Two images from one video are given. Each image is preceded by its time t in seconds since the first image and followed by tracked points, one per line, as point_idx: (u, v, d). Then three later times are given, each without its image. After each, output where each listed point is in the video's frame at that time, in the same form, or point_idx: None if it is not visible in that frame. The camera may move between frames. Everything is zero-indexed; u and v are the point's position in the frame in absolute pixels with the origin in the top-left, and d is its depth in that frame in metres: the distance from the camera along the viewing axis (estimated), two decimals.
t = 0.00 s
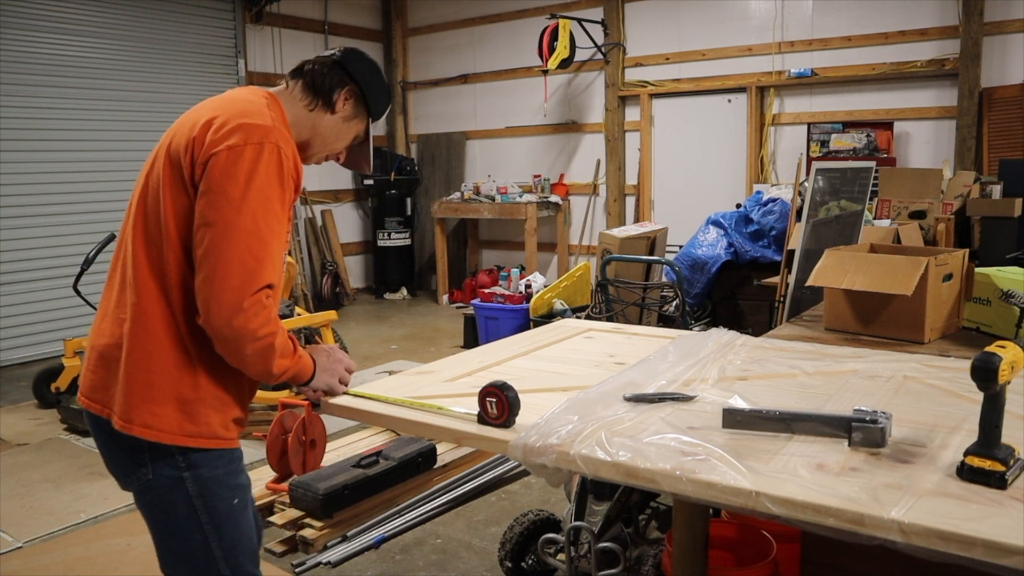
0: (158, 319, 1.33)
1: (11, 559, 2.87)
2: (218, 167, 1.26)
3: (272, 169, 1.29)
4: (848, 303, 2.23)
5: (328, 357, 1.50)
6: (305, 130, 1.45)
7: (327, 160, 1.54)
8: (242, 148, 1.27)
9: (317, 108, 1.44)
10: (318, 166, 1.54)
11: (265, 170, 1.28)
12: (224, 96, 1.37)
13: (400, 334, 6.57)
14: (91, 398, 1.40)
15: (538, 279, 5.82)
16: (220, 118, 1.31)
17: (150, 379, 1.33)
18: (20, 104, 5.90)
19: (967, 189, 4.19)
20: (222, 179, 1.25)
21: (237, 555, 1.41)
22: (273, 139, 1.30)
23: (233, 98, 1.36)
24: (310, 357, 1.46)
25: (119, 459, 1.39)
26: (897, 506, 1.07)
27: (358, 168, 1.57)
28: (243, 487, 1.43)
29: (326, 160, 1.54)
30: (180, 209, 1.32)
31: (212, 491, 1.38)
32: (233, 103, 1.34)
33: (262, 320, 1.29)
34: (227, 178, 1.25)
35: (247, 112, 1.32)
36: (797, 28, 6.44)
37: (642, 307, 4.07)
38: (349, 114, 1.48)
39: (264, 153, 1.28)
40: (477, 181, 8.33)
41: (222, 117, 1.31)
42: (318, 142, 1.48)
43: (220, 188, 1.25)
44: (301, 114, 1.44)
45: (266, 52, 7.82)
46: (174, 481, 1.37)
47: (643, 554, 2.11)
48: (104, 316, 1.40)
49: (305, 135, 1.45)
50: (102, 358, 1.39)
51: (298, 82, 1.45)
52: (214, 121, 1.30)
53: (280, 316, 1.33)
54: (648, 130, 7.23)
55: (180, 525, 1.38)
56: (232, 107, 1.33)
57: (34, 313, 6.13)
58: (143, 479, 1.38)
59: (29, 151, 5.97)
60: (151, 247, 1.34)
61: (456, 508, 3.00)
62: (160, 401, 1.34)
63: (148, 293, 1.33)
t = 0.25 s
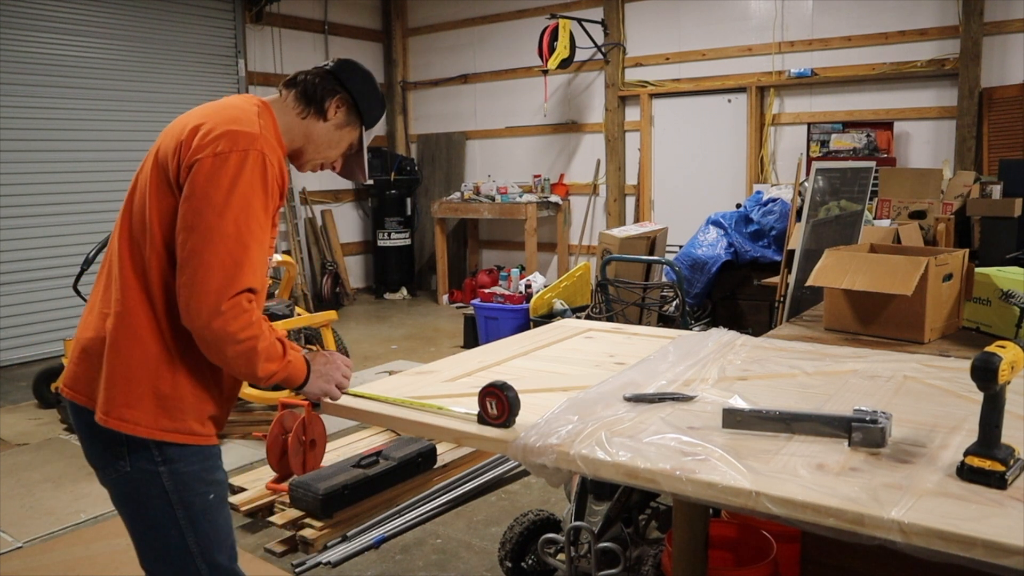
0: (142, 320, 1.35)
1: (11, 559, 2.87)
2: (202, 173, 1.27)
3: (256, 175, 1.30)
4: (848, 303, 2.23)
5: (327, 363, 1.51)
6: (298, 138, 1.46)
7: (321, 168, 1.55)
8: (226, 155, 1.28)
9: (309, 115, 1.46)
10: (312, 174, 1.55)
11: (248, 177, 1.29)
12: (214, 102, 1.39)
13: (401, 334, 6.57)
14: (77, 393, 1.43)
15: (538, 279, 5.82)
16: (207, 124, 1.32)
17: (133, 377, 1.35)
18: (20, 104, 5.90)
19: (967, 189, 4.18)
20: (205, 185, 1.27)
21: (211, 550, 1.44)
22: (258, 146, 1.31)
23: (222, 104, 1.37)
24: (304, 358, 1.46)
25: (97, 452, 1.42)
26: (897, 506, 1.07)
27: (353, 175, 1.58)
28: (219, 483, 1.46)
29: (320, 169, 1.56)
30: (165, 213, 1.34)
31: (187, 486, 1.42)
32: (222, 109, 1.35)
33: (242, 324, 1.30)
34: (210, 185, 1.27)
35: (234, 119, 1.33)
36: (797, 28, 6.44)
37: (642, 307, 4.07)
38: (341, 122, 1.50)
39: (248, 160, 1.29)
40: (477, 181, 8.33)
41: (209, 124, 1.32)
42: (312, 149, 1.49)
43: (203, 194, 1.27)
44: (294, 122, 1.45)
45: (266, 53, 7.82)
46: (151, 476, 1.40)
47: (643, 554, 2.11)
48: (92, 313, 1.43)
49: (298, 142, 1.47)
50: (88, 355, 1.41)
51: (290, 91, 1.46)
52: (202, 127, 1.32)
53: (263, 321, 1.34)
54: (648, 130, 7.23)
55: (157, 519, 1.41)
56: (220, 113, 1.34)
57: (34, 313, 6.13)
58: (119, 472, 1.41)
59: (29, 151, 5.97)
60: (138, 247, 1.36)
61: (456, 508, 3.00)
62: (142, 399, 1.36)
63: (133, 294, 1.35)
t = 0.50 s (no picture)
0: (136, 325, 1.36)
1: (11, 559, 2.87)
2: (201, 183, 1.28)
3: (254, 185, 1.31)
4: (848, 303, 2.23)
5: (334, 368, 1.53)
6: (291, 143, 1.47)
7: (316, 174, 1.55)
8: (223, 166, 1.29)
9: (303, 121, 1.46)
10: (307, 180, 1.55)
11: (247, 188, 1.30)
12: (210, 109, 1.39)
13: (401, 334, 6.57)
14: (68, 394, 1.43)
15: (538, 279, 5.81)
16: (202, 132, 1.32)
17: (127, 382, 1.36)
18: (20, 104, 5.90)
19: (967, 189, 4.18)
20: (206, 196, 1.28)
21: (197, 547, 1.45)
22: (256, 157, 1.32)
23: (217, 111, 1.37)
24: (311, 362, 1.48)
25: (85, 447, 1.42)
26: (897, 506, 1.07)
27: (348, 181, 1.58)
28: (206, 480, 1.48)
29: (316, 175, 1.56)
30: (158, 220, 1.34)
31: (174, 484, 1.42)
32: (217, 117, 1.35)
33: (244, 331, 1.31)
34: (210, 195, 1.28)
35: (231, 128, 1.33)
36: (797, 28, 6.44)
37: (642, 307, 4.07)
38: (335, 127, 1.49)
39: (246, 171, 1.30)
40: (477, 181, 8.33)
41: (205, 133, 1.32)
42: (306, 155, 1.49)
43: (204, 205, 1.28)
44: (287, 128, 1.46)
45: (266, 53, 7.82)
46: (138, 472, 1.40)
47: (643, 554, 2.11)
48: (82, 316, 1.42)
49: (291, 148, 1.47)
50: (79, 357, 1.41)
51: (284, 98, 1.47)
52: (197, 135, 1.32)
53: (264, 328, 1.36)
54: (648, 130, 7.23)
55: (143, 516, 1.42)
56: (216, 121, 1.34)
57: (34, 313, 6.13)
58: (106, 469, 1.41)
59: (29, 151, 5.97)
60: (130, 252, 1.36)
61: (456, 507, 3.00)
62: (136, 403, 1.37)
63: (127, 299, 1.36)
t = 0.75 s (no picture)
0: (139, 327, 1.36)
1: (11, 559, 2.87)
2: (207, 189, 1.29)
3: (260, 192, 1.31)
4: (848, 303, 2.23)
5: (339, 368, 1.55)
6: (291, 146, 1.47)
7: (316, 177, 1.55)
8: (230, 172, 1.30)
9: (303, 125, 1.46)
10: (307, 183, 1.55)
11: (253, 194, 1.30)
12: (212, 113, 1.39)
13: (400, 334, 6.57)
14: (69, 395, 1.43)
15: (538, 279, 5.81)
16: (207, 138, 1.32)
17: (131, 384, 1.36)
18: (20, 104, 5.90)
19: (967, 189, 4.18)
20: (213, 202, 1.29)
21: (200, 545, 1.45)
22: (261, 164, 1.33)
23: (220, 115, 1.37)
24: (316, 365, 1.51)
25: (86, 448, 1.42)
26: (897, 506, 1.07)
27: (347, 184, 1.58)
28: (207, 479, 1.48)
29: (315, 178, 1.56)
30: (162, 224, 1.34)
31: (176, 482, 1.42)
32: (221, 122, 1.36)
33: (254, 336, 1.33)
34: (218, 201, 1.29)
35: (236, 134, 1.34)
36: (797, 28, 6.44)
37: (643, 307, 4.07)
38: (335, 131, 1.49)
39: (252, 178, 1.31)
40: (477, 181, 8.33)
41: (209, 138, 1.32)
42: (306, 158, 1.49)
43: (211, 211, 1.29)
44: (287, 131, 1.46)
45: (266, 53, 7.82)
46: (140, 471, 1.40)
47: (643, 554, 2.11)
48: (82, 316, 1.42)
49: (291, 151, 1.47)
50: (80, 358, 1.41)
51: (284, 102, 1.47)
52: (202, 140, 1.32)
53: (272, 333, 1.37)
54: (648, 130, 7.23)
55: (145, 516, 1.42)
56: (219, 126, 1.35)
57: (34, 313, 6.13)
58: (108, 467, 1.41)
59: (29, 151, 5.97)
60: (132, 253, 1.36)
61: (457, 507, 3.00)
62: (139, 405, 1.37)
63: (131, 302, 1.36)
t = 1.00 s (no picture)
0: (145, 327, 1.36)
1: (10, 559, 2.87)
2: (214, 190, 1.29)
3: (267, 192, 1.32)
4: (848, 303, 2.23)
5: (343, 365, 1.59)
6: (292, 146, 1.46)
7: (316, 177, 1.55)
8: (237, 172, 1.30)
9: (305, 124, 1.46)
10: (307, 183, 1.55)
11: (261, 195, 1.31)
12: (216, 112, 1.39)
13: (400, 334, 6.57)
14: (72, 394, 1.43)
15: (538, 279, 5.81)
16: (212, 138, 1.33)
17: (137, 384, 1.36)
18: (20, 104, 5.90)
19: (967, 189, 4.18)
20: (221, 202, 1.29)
21: (204, 544, 1.46)
22: (267, 163, 1.33)
23: (224, 115, 1.37)
24: (321, 367, 1.54)
25: (91, 448, 1.42)
26: (897, 506, 1.07)
27: (348, 185, 1.58)
28: (212, 478, 1.48)
29: (315, 178, 1.56)
30: (168, 223, 1.34)
31: (181, 481, 1.43)
32: (225, 122, 1.35)
33: (262, 337, 1.33)
34: (225, 202, 1.29)
35: (242, 134, 1.34)
36: (797, 28, 6.44)
37: (643, 307, 4.07)
38: (336, 131, 1.49)
39: (259, 178, 1.31)
40: (477, 181, 8.33)
41: (215, 138, 1.32)
42: (306, 158, 1.49)
43: (219, 212, 1.29)
44: (289, 130, 1.46)
45: (266, 53, 7.82)
46: (146, 470, 1.40)
47: (643, 554, 2.11)
48: (86, 316, 1.42)
49: (293, 151, 1.47)
50: (84, 357, 1.41)
51: (285, 101, 1.47)
52: (208, 141, 1.32)
53: (279, 332, 1.38)
54: (648, 130, 7.23)
55: (150, 516, 1.42)
56: (224, 126, 1.35)
57: (34, 313, 6.13)
58: (113, 468, 1.41)
59: (29, 151, 5.97)
60: (137, 253, 1.36)
61: (457, 507, 3.00)
62: (145, 404, 1.37)
63: (136, 301, 1.36)
